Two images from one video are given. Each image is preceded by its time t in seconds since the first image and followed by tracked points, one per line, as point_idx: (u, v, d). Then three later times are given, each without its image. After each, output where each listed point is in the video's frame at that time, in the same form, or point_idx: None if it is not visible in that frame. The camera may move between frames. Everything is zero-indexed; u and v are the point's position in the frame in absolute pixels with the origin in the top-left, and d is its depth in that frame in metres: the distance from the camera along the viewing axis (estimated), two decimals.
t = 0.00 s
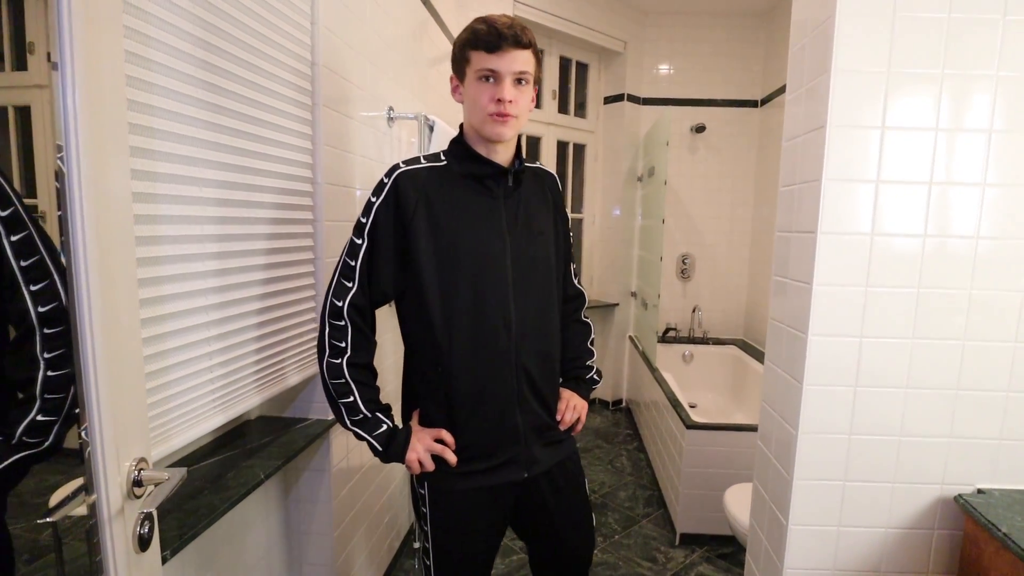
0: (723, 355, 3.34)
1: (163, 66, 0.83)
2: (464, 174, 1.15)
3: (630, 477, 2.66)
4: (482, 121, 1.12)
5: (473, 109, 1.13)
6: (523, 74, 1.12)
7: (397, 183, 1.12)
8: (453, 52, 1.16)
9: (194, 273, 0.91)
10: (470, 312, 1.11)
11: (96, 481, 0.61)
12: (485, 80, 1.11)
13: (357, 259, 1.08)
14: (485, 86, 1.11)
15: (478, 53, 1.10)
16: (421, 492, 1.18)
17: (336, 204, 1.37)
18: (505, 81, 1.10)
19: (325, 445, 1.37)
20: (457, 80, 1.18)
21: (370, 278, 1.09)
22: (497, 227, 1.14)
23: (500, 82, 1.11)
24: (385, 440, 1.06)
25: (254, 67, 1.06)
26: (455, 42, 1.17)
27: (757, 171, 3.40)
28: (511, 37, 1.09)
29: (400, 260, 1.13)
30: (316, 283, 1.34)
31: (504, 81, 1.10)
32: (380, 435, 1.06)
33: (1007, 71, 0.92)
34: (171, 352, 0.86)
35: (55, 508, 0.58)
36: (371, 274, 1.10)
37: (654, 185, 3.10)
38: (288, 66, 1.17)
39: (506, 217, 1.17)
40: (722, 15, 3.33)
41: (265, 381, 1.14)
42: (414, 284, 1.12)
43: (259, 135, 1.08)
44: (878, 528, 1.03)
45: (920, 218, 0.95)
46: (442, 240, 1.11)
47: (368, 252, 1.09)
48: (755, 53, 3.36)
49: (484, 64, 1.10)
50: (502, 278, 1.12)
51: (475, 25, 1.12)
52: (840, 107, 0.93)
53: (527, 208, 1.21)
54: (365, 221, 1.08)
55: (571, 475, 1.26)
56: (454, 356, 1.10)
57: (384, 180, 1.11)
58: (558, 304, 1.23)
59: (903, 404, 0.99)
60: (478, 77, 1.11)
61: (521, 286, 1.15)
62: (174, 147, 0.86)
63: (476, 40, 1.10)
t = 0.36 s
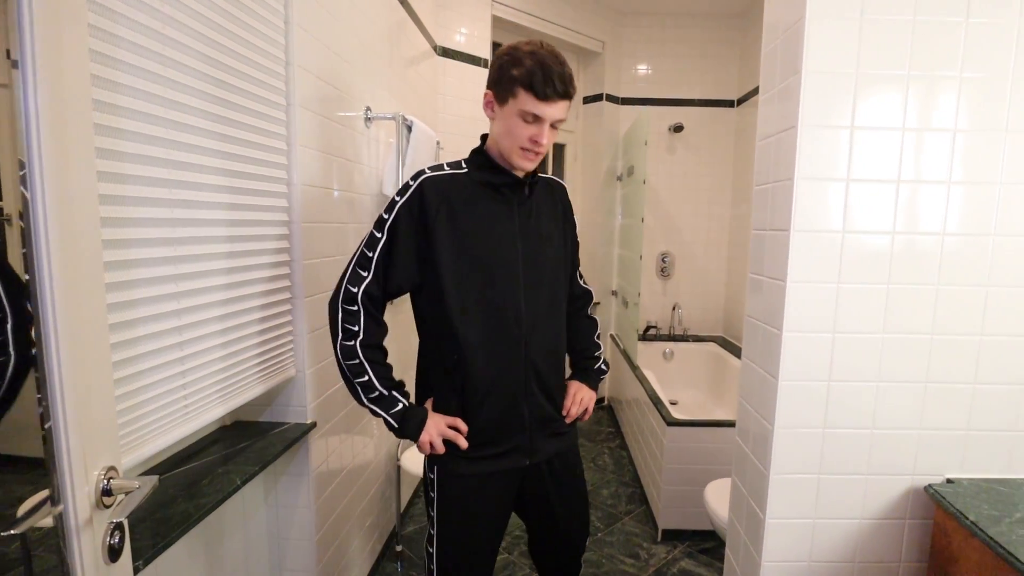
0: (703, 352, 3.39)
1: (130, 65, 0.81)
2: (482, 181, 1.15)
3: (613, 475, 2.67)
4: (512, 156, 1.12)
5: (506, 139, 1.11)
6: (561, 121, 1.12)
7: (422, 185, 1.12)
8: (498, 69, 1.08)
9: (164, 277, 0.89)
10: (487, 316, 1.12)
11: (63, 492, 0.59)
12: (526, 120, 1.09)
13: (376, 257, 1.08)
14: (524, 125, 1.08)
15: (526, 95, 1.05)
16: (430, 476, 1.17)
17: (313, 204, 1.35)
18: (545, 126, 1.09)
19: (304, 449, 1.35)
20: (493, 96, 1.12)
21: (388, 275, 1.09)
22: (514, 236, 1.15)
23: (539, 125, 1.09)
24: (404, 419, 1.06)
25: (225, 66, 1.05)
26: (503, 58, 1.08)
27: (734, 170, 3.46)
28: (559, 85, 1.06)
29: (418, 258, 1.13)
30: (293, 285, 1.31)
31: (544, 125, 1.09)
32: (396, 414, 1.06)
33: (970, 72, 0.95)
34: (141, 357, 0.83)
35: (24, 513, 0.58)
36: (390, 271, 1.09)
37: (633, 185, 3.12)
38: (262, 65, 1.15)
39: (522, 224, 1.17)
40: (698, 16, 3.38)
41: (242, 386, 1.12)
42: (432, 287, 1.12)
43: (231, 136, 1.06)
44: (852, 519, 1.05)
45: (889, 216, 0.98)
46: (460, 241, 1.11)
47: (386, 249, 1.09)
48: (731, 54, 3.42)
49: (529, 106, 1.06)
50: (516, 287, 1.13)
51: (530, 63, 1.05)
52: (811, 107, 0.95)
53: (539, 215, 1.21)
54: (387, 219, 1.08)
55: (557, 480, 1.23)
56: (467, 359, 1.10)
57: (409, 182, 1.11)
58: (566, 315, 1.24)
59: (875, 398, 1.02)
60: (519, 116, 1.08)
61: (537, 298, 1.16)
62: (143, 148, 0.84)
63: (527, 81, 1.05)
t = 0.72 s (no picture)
0: (689, 349, 3.42)
1: (101, 64, 0.79)
2: (530, 197, 1.37)
3: (600, 472, 2.69)
4: (568, 194, 1.36)
5: (566, 179, 1.34)
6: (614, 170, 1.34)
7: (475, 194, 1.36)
8: (573, 124, 1.26)
9: (141, 281, 0.87)
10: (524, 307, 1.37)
11: (39, 499, 0.58)
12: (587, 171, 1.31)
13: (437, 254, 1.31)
14: (584, 176, 1.31)
15: (593, 158, 1.27)
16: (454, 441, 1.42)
17: (294, 204, 1.34)
18: (598, 179, 1.33)
19: (288, 451, 1.33)
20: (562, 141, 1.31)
21: (446, 269, 1.31)
22: (549, 243, 1.39)
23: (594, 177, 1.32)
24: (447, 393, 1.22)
25: (202, 66, 1.03)
26: (580, 115, 1.25)
27: (716, 168, 3.49)
28: (619, 150, 1.28)
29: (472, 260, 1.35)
30: (275, 287, 1.29)
31: (599, 178, 1.33)
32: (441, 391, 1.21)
33: (943, 70, 0.97)
34: (118, 362, 0.82)
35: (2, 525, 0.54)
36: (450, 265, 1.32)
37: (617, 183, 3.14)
38: (238, 64, 1.14)
39: (557, 233, 1.40)
40: (680, 16, 3.41)
41: (223, 390, 1.10)
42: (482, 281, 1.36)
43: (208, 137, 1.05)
44: (833, 510, 1.07)
45: (867, 212, 0.99)
46: (507, 245, 1.35)
47: (445, 250, 1.31)
48: (712, 53, 3.45)
49: (592, 165, 1.28)
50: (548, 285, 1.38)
51: (603, 128, 1.24)
52: (789, 106, 0.96)
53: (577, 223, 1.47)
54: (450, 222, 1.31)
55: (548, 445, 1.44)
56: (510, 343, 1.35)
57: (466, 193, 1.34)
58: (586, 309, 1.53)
59: (855, 391, 1.04)
60: (581, 167, 1.30)
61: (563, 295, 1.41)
62: (116, 149, 0.82)
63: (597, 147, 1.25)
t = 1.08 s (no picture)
0: (686, 333, 3.44)
1: (96, 38, 0.77)
2: (529, 177, 1.52)
3: (597, 454, 2.72)
4: (562, 176, 1.49)
5: (560, 164, 1.48)
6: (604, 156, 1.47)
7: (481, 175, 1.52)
8: (567, 112, 1.39)
9: (141, 259, 0.87)
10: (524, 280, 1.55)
11: (47, 472, 0.59)
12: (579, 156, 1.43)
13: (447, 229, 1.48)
14: (575, 161, 1.44)
15: (582, 145, 1.40)
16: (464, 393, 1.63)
17: (294, 184, 1.33)
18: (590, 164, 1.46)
19: (290, 430, 1.34)
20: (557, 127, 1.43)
21: (457, 245, 1.48)
22: (545, 220, 1.53)
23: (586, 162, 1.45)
24: (452, 355, 1.43)
25: (197, 41, 1.01)
26: (573, 105, 1.38)
27: (716, 152, 3.48)
28: (608, 138, 1.40)
29: (477, 235, 1.52)
30: (275, 267, 1.29)
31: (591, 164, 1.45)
32: (446, 355, 1.42)
33: (950, 50, 0.96)
34: (120, 341, 0.82)
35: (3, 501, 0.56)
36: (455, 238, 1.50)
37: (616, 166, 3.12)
38: (235, 39, 1.12)
39: (552, 211, 1.54)
40: None
41: (226, 369, 1.10)
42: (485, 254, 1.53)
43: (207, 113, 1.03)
44: (830, 491, 1.09)
45: (870, 194, 0.99)
46: (506, 223, 1.51)
47: (455, 229, 1.48)
48: (713, 35, 3.41)
49: (582, 152, 1.41)
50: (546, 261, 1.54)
51: (593, 117, 1.37)
52: (793, 85, 0.95)
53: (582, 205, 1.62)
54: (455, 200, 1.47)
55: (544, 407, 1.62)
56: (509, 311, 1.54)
57: (473, 174, 1.49)
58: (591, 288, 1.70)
59: (853, 373, 1.05)
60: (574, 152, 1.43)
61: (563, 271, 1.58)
62: (114, 125, 0.81)
63: (587, 134, 1.38)
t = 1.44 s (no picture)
0: (692, 331, 3.44)
1: (115, 38, 0.79)
2: (506, 187, 1.65)
3: (601, 451, 2.73)
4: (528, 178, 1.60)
5: (524, 165, 1.59)
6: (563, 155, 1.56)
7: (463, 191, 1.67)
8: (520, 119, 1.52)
9: (157, 254, 0.88)
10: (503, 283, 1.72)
11: (70, 461, 0.62)
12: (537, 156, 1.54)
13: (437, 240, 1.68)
14: (535, 161, 1.55)
15: (535, 146, 1.51)
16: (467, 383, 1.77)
17: (304, 181, 1.34)
18: (549, 164, 1.55)
19: (299, 424, 1.36)
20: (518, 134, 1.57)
21: (445, 254, 1.66)
22: (523, 225, 1.66)
23: (545, 162, 1.55)
24: (433, 353, 1.63)
25: (212, 40, 1.02)
26: (525, 112, 1.52)
27: (722, 150, 3.47)
28: (561, 138, 1.50)
29: (464, 244, 1.67)
30: (286, 263, 1.30)
31: (549, 163, 1.55)
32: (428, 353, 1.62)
33: (959, 47, 0.96)
34: (138, 335, 0.83)
35: (26, 488, 0.59)
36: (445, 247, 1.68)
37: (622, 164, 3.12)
38: (248, 38, 1.13)
39: (530, 216, 1.67)
40: None
41: (237, 363, 1.12)
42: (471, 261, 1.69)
43: (220, 111, 1.05)
44: (836, 489, 1.10)
45: (878, 192, 1.00)
46: (487, 230, 1.65)
47: (443, 239, 1.66)
48: (721, 33, 3.40)
49: (538, 152, 1.52)
50: (523, 265, 1.67)
51: (541, 120, 1.49)
52: (801, 84, 0.96)
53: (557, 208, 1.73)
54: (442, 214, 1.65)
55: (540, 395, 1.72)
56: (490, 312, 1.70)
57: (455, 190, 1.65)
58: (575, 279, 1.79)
59: (860, 371, 1.05)
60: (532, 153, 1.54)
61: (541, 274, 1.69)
62: (131, 123, 0.82)
63: (539, 135, 1.49)
